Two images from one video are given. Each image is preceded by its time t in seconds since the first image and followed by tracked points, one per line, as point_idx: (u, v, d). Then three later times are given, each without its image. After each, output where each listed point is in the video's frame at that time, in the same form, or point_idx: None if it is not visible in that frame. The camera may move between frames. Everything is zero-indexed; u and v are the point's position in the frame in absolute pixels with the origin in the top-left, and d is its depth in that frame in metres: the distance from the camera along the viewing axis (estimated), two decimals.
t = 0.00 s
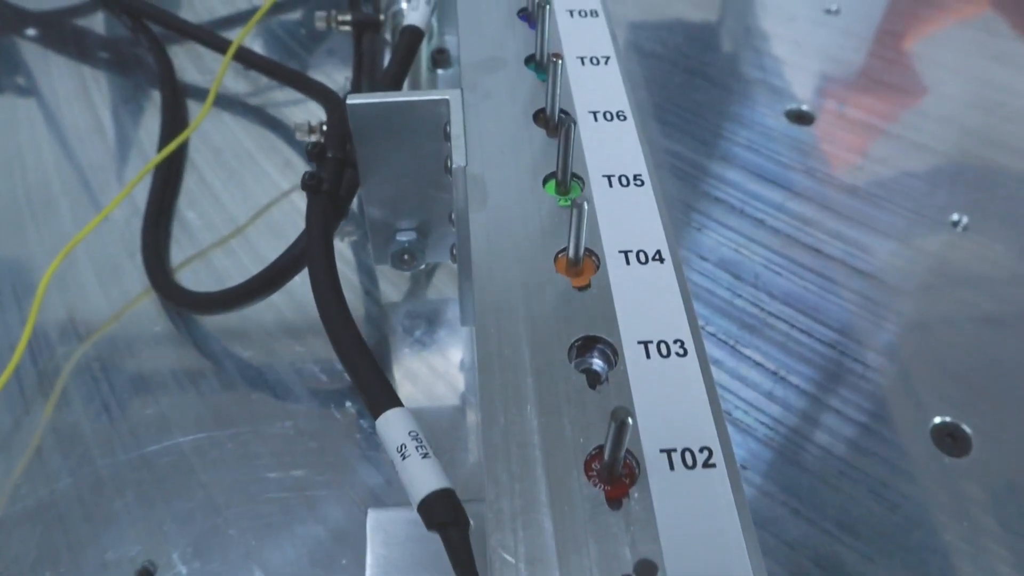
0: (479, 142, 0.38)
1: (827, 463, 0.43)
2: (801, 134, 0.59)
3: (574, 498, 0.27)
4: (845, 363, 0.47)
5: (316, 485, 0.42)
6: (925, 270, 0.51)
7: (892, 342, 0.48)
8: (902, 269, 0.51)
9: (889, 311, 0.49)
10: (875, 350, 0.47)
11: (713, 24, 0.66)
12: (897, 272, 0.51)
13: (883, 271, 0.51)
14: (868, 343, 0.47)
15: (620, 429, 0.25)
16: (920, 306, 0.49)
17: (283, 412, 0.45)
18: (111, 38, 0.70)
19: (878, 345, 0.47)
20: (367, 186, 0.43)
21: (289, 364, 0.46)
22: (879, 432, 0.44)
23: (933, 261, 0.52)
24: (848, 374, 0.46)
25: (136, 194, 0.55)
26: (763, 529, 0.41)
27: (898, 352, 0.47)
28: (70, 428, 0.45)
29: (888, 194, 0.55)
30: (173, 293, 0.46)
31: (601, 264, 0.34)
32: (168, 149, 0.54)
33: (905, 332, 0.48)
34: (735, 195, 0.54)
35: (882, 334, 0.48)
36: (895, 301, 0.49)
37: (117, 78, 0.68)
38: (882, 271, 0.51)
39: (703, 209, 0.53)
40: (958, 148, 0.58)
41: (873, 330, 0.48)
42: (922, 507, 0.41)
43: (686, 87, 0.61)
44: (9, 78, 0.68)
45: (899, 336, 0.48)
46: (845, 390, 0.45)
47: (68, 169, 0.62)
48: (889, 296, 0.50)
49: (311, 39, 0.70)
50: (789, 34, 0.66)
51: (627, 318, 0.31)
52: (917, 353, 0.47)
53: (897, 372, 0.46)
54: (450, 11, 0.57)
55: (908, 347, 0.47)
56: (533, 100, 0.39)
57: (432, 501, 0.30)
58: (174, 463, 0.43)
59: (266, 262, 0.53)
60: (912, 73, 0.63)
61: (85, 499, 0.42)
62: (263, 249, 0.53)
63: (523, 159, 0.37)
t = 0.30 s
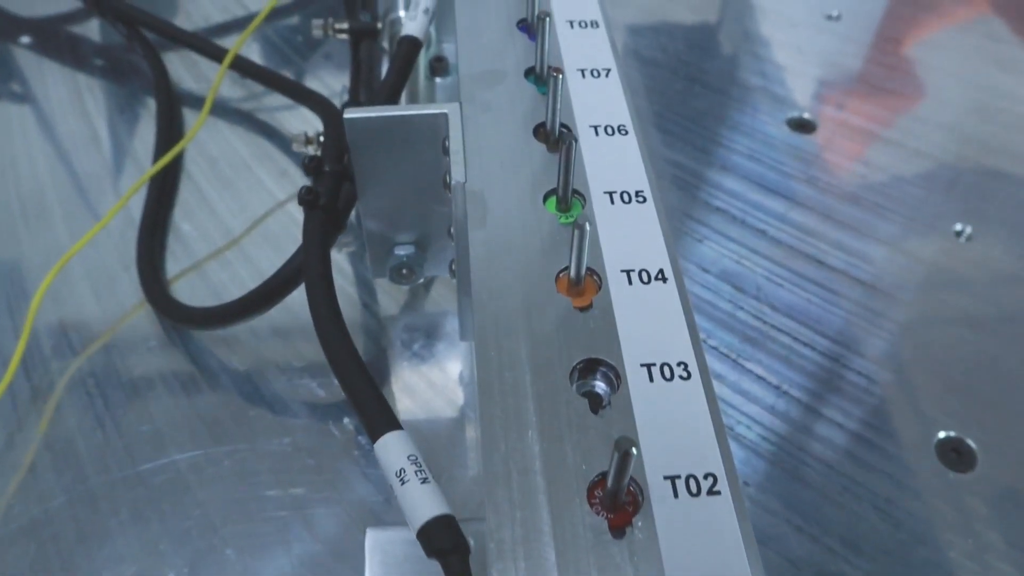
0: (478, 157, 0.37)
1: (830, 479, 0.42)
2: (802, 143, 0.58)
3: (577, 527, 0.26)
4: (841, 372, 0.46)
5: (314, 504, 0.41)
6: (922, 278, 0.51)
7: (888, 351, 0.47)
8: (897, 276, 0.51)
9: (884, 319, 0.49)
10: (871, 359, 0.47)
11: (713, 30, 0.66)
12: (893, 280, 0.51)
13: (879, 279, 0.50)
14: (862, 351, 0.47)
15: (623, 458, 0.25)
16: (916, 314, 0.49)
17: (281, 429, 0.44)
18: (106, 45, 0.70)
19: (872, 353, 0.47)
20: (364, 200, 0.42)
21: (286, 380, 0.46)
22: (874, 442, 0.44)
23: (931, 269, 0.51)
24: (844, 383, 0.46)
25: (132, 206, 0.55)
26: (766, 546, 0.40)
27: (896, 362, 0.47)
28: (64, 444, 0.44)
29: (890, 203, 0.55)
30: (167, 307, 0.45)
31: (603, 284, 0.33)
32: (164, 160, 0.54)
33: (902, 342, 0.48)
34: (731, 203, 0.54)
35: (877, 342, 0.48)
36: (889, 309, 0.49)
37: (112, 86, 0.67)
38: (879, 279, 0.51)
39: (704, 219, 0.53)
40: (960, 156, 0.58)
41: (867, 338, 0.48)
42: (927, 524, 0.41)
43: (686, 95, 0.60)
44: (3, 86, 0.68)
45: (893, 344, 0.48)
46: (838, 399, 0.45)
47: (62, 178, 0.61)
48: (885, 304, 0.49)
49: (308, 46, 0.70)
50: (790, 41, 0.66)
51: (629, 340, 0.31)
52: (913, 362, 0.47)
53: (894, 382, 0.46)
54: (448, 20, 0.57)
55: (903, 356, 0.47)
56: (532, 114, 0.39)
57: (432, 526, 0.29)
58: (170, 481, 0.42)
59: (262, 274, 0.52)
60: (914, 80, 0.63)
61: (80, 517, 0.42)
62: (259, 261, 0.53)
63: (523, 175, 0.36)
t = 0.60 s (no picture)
0: (479, 169, 0.37)
1: (832, 490, 0.42)
2: (802, 150, 0.58)
3: (580, 549, 0.26)
4: (835, 378, 0.46)
5: (313, 517, 0.41)
6: (917, 284, 0.51)
7: (881, 356, 0.47)
8: (890, 281, 0.51)
9: (877, 324, 0.49)
10: (865, 365, 0.47)
11: (712, 36, 0.66)
12: (886, 284, 0.50)
13: (873, 284, 0.50)
14: (853, 355, 0.47)
15: (628, 482, 0.24)
16: (909, 319, 0.49)
17: (280, 441, 0.44)
18: (101, 51, 0.69)
19: (864, 358, 0.47)
20: (363, 210, 0.42)
21: (284, 392, 0.46)
22: (871, 450, 0.44)
23: (927, 274, 0.51)
24: (837, 390, 0.46)
25: (129, 215, 0.54)
26: (768, 559, 0.40)
27: (892, 368, 0.47)
28: (61, 458, 0.44)
29: (891, 210, 0.54)
30: (164, 319, 0.45)
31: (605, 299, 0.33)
32: (160, 170, 0.53)
33: (897, 348, 0.48)
34: (726, 208, 0.54)
35: (870, 347, 0.48)
36: (881, 313, 0.49)
37: (108, 92, 0.67)
38: (873, 284, 0.50)
39: (705, 227, 0.52)
40: (961, 163, 0.58)
41: (857, 342, 0.48)
42: (931, 537, 0.41)
43: (686, 101, 0.60)
44: None
45: (886, 350, 0.47)
46: (829, 403, 0.45)
47: (58, 185, 0.61)
48: (878, 309, 0.49)
49: (304, 50, 0.69)
50: (790, 46, 0.65)
51: (633, 357, 0.30)
52: (908, 367, 0.47)
53: (888, 388, 0.46)
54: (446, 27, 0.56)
55: (897, 362, 0.47)
56: (533, 125, 0.38)
57: (434, 545, 0.29)
58: (168, 495, 0.42)
59: (260, 283, 0.52)
60: (915, 86, 0.63)
61: (77, 531, 0.41)
62: (256, 270, 0.52)
63: (523, 187, 0.36)
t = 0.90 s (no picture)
0: (485, 185, 0.36)
1: (839, 506, 0.42)
2: (804, 159, 0.58)
3: None
4: (829, 385, 0.46)
5: (317, 536, 0.41)
6: (911, 289, 0.51)
7: (876, 363, 0.47)
8: (884, 286, 0.51)
9: (871, 330, 0.49)
10: (861, 372, 0.47)
11: (712, 44, 0.65)
12: (879, 289, 0.50)
13: (866, 289, 0.50)
14: (845, 360, 0.47)
15: (644, 512, 0.24)
16: (901, 323, 0.49)
17: (282, 458, 0.43)
18: (97, 58, 0.68)
19: (856, 364, 0.47)
20: (366, 225, 0.41)
21: (286, 408, 0.45)
22: (875, 463, 0.43)
23: (922, 280, 0.51)
24: (832, 397, 0.46)
25: (126, 228, 0.54)
26: None
27: (886, 376, 0.47)
28: (59, 475, 0.43)
29: (893, 219, 0.54)
30: (163, 333, 0.44)
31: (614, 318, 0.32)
32: (157, 184, 0.53)
33: (892, 355, 0.47)
34: (722, 215, 0.53)
35: (862, 353, 0.48)
36: (874, 319, 0.49)
37: (104, 100, 0.66)
38: (866, 289, 0.50)
39: (708, 239, 0.52)
40: (964, 172, 0.57)
41: (849, 347, 0.48)
42: (939, 553, 0.40)
43: (687, 110, 0.60)
44: None
45: (880, 356, 0.47)
46: (822, 409, 0.45)
47: (53, 194, 0.60)
48: (872, 315, 0.49)
49: (301, 56, 0.69)
50: (790, 53, 0.65)
51: (643, 379, 0.30)
52: (901, 372, 0.47)
53: (883, 394, 0.46)
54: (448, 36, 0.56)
55: (890, 368, 0.47)
56: (538, 139, 0.38)
57: (443, 571, 0.29)
58: (169, 513, 0.42)
59: (260, 295, 0.51)
60: (917, 94, 0.62)
61: (76, 551, 0.41)
62: (254, 281, 0.52)
63: (529, 202, 0.35)
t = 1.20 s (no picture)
0: (492, 201, 0.36)
1: (847, 521, 0.42)
2: (808, 168, 0.57)
3: None
4: (828, 394, 0.46)
5: (322, 553, 0.40)
6: (906, 295, 0.51)
7: (869, 368, 0.47)
8: (879, 292, 0.51)
9: (865, 336, 0.49)
10: (856, 379, 0.47)
11: (715, 53, 0.65)
12: (874, 296, 0.50)
13: (863, 296, 0.50)
14: (840, 366, 0.47)
15: (658, 541, 0.24)
16: (896, 329, 0.49)
17: (286, 475, 0.43)
18: (96, 66, 0.68)
19: (851, 369, 0.47)
20: (370, 239, 0.41)
21: (290, 423, 0.45)
22: (883, 477, 0.43)
23: (919, 286, 0.51)
24: (824, 402, 0.46)
25: (128, 241, 0.53)
26: None
27: (882, 382, 0.47)
28: (62, 492, 0.43)
29: (897, 229, 0.54)
30: (166, 348, 0.44)
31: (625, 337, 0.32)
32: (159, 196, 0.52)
33: (887, 361, 0.48)
34: (723, 223, 0.53)
35: (857, 359, 0.48)
36: (869, 326, 0.49)
37: (104, 109, 0.66)
38: (861, 295, 0.50)
39: (713, 250, 0.52)
40: (968, 182, 0.57)
41: (846, 353, 0.48)
42: (948, 568, 0.40)
43: (691, 118, 0.60)
44: None
45: (875, 363, 0.47)
46: (817, 416, 0.45)
47: (52, 204, 0.59)
48: (866, 322, 0.49)
49: (302, 64, 0.68)
50: (792, 61, 0.65)
51: (655, 400, 0.30)
52: (898, 380, 0.47)
53: (876, 400, 0.46)
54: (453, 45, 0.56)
55: (888, 376, 0.47)
56: (546, 155, 0.38)
57: None
58: (173, 531, 0.41)
59: (262, 308, 0.51)
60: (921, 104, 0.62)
61: (79, 570, 0.40)
62: (257, 293, 0.51)
63: (536, 219, 0.35)
